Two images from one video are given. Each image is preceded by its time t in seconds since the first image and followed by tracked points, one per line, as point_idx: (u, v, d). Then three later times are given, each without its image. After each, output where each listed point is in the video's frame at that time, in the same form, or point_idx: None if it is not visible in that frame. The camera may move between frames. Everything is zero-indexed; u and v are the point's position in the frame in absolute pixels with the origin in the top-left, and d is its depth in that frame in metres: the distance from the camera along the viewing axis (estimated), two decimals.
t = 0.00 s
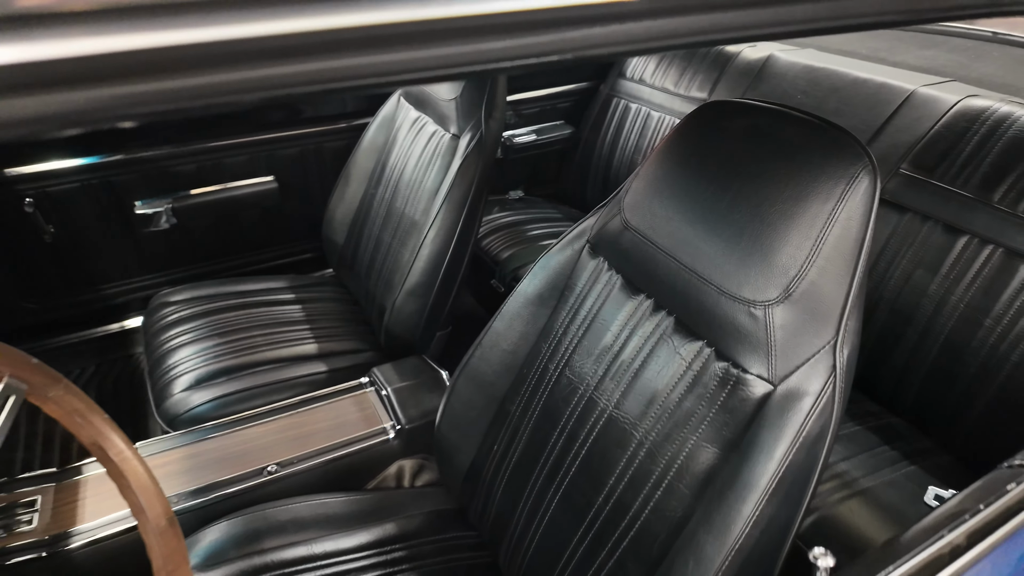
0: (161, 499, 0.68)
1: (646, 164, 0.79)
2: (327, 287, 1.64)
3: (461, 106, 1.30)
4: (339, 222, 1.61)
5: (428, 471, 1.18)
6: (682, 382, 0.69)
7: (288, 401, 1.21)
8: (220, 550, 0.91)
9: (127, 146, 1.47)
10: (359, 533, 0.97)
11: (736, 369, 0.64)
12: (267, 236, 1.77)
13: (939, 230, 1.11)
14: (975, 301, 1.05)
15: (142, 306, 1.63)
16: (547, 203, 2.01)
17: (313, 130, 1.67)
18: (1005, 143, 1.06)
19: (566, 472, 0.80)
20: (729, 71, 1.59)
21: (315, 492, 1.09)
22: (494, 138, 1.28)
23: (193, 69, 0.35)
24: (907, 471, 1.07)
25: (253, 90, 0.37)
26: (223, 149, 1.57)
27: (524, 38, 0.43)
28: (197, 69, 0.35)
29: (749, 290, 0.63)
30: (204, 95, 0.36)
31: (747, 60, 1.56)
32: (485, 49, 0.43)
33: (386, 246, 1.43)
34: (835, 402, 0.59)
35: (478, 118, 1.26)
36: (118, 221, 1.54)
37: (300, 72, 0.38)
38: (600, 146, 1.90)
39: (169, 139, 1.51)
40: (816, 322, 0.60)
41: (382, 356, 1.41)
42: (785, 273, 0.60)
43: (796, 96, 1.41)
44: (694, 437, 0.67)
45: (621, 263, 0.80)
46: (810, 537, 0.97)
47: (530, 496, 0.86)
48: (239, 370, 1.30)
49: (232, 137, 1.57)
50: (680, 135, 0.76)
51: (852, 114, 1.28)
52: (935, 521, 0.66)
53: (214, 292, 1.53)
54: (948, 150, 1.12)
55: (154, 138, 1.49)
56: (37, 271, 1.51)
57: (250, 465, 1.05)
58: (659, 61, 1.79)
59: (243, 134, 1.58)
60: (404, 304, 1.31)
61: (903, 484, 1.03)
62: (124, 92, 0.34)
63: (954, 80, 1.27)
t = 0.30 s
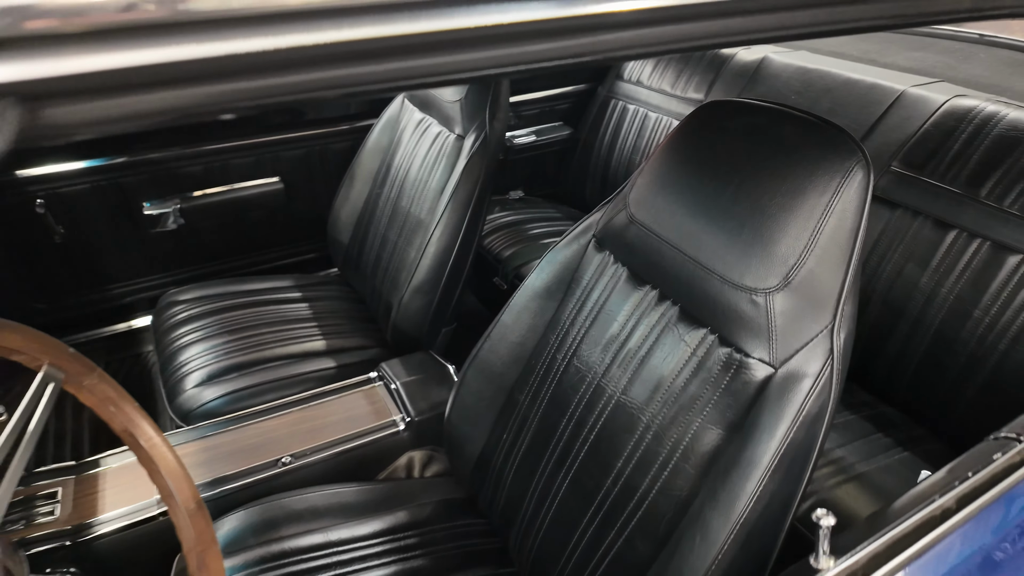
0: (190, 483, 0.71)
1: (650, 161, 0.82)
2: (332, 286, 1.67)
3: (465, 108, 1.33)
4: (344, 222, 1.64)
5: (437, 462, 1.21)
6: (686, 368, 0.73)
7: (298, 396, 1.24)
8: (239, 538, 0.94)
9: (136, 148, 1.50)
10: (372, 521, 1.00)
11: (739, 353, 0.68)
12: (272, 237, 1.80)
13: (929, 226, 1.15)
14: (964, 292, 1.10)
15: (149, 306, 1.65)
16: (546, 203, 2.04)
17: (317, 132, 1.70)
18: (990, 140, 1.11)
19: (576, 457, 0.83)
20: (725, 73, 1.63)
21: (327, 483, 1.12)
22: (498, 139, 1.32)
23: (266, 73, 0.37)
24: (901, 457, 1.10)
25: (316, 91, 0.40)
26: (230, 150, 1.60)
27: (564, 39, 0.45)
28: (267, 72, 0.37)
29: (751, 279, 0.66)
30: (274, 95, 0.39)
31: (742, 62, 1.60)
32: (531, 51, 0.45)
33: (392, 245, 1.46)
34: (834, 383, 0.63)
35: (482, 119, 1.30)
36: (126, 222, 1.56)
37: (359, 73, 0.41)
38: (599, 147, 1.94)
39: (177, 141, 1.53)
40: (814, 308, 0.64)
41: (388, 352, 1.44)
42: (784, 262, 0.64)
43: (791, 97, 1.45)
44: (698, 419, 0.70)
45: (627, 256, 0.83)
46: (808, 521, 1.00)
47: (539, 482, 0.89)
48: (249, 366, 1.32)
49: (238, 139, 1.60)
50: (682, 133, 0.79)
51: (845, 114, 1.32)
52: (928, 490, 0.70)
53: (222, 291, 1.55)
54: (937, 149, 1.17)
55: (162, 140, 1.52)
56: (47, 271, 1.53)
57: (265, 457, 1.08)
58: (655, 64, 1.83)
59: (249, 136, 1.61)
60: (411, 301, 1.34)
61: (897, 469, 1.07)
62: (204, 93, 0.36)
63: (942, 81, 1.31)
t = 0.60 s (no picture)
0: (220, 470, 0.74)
1: (660, 157, 0.86)
2: (340, 284, 1.70)
3: (473, 109, 1.36)
4: (352, 221, 1.67)
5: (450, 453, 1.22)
6: (699, 354, 0.76)
7: (312, 390, 1.26)
8: (261, 527, 0.97)
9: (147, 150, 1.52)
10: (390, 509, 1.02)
11: (750, 339, 0.71)
12: (279, 237, 1.82)
13: (925, 220, 1.19)
14: (959, 284, 1.13)
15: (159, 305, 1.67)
16: (549, 202, 2.07)
17: (324, 133, 1.73)
18: (983, 135, 1.15)
19: (591, 443, 0.86)
20: (724, 73, 1.67)
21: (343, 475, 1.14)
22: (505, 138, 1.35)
23: (336, 67, 0.38)
24: (902, 444, 1.14)
25: (384, 84, 0.41)
26: (239, 151, 1.62)
27: (617, 38, 0.48)
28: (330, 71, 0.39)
29: (762, 268, 0.70)
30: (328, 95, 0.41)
31: (741, 63, 1.64)
32: (582, 47, 0.47)
33: (400, 243, 1.48)
34: (842, 365, 0.66)
35: (490, 119, 1.33)
36: (137, 222, 1.58)
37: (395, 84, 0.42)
38: (600, 146, 1.97)
39: (187, 142, 1.56)
40: (822, 294, 0.67)
41: (398, 348, 1.47)
42: (794, 251, 0.67)
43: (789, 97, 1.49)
44: (711, 402, 0.73)
45: (639, 249, 0.86)
46: (814, 505, 1.04)
47: (555, 468, 0.92)
48: (262, 362, 1.35)
49: (247, 140, 1.63)
50: (691, 129, 0.82)
51: (842, 113, 1.36)
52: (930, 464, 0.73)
53: (232, 289, 1.57)
54: (931, 145, 1.21)
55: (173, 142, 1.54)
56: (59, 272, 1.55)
57: (282, 449, 1.10)
58: (655, 65, 1.86)
59: (258, 137, 1.64)
60: (421, 297, 1.37)
61: (898, 455, 1.11)
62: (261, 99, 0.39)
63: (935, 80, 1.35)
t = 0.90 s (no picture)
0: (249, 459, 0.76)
1: (670, 150, 0.88)
2: (347, 281, 1.72)
3: (481, 107, 1.39)
4: (359, 218, 1.69)
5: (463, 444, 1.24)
6: (711, 339, 0.79)
7: (324, 384, 1.29)
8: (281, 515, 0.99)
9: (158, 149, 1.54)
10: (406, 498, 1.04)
11: (762, 324, 0.74)
12: (286, 235, 1.84)
13: (923, 214, 1.22)
14: (957, 275, 1.16)
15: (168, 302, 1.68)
16: (551, 200, 2.10)
17: (331, 132, 1.75)
18: (979, 130, 1.18)
19: (605, 428, 0.89)
20: (724, 72, 1.70)
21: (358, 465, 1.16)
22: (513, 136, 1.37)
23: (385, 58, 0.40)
24: (903, 431, 1.17)
25: (426, 75, 0.43)
26: (247, 150, 1.64)
27: (651, 30, 0.49)
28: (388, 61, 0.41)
29: (773, 255, 0.72)
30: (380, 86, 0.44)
31: (741, 62, 1.67)
32: (620, 38, 0.49)
33: (409, 239, 1.51)
34: (850, 347, 0.69)
35: (498, 117, 1.35)
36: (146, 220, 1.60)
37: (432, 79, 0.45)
38: (601, 145, 2.00)
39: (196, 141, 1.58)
40: (831, 280, 0.69)
41: (407, 343, 1.49)
42: (804, 238, 0.70)
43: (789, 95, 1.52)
44: (725, 385, 0.76)
45: (651, 240, 0.89)
46: (819, 490, 1.06)
47: (569, 454, 0.94)
48: (273, 358, 1.37)
49: (256, 139, 1.64)
50: (701, 123, 0.85)
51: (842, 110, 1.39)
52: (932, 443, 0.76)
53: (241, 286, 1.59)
54: (929, 141, 1.24)
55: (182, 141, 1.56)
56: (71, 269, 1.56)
57: (299, 440, 1.13)
58: (656, 65, 1.90)
59: (266, 136, 1.66)
60: (431, 292, 1.39)
61: (900, 441, 1.14)
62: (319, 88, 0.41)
63: (931, 78, 1.39)
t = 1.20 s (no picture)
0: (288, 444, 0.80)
1: (684, 144, 0.92)
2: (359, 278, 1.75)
3: (493, 106, 1.42)
4: (370, 216, 1.72)
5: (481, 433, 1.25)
6: (728, 323, 0.82)
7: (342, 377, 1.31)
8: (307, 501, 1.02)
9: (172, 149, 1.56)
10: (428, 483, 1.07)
11: (778, 307, 0.78)
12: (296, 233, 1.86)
13: (923, 207, 1.27)
14: (957, 265, 1.21)
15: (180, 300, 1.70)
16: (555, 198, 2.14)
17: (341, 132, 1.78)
18: (977, 125, 1.23)
19: (624, 411, 0.92)
20: (727, 72, 1.74)
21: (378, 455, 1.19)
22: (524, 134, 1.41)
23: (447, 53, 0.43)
24: (906, 415, 1.21)
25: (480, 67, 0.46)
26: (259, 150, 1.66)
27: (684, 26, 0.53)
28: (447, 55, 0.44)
29: (788, 241, 0.76)
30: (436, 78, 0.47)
31: (743, 62, 1.71)
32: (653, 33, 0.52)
33: (421, 236, 1.54)
34: (862, 328, 0.72)
35: (510, 116, 1.40)
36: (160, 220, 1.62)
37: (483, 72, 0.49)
38: (606, 143, 2.04)
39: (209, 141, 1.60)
40: (843, 264, 0.73)
41: (421, 337, 1.52)
42: (816, 225, 0.74)
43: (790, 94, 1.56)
44: (741, 366, 0.80)
45: (667, 230, 0.93)
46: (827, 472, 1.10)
47: (588, 437, 0.98)
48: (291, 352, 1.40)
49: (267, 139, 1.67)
50: (714, 117, 0.89)
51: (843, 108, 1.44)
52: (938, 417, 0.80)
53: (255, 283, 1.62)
54: (928, 136, 1.28)
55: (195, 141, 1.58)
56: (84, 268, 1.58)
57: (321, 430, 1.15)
58: (660, 65, 1.94)
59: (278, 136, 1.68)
60: (445, 287, 1.43)
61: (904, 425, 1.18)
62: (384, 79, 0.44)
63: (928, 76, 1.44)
